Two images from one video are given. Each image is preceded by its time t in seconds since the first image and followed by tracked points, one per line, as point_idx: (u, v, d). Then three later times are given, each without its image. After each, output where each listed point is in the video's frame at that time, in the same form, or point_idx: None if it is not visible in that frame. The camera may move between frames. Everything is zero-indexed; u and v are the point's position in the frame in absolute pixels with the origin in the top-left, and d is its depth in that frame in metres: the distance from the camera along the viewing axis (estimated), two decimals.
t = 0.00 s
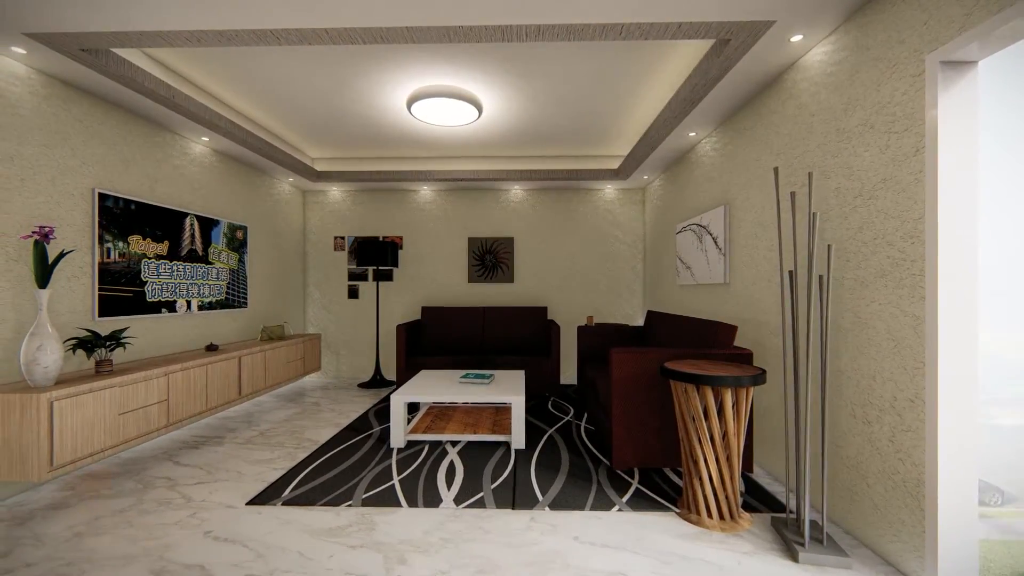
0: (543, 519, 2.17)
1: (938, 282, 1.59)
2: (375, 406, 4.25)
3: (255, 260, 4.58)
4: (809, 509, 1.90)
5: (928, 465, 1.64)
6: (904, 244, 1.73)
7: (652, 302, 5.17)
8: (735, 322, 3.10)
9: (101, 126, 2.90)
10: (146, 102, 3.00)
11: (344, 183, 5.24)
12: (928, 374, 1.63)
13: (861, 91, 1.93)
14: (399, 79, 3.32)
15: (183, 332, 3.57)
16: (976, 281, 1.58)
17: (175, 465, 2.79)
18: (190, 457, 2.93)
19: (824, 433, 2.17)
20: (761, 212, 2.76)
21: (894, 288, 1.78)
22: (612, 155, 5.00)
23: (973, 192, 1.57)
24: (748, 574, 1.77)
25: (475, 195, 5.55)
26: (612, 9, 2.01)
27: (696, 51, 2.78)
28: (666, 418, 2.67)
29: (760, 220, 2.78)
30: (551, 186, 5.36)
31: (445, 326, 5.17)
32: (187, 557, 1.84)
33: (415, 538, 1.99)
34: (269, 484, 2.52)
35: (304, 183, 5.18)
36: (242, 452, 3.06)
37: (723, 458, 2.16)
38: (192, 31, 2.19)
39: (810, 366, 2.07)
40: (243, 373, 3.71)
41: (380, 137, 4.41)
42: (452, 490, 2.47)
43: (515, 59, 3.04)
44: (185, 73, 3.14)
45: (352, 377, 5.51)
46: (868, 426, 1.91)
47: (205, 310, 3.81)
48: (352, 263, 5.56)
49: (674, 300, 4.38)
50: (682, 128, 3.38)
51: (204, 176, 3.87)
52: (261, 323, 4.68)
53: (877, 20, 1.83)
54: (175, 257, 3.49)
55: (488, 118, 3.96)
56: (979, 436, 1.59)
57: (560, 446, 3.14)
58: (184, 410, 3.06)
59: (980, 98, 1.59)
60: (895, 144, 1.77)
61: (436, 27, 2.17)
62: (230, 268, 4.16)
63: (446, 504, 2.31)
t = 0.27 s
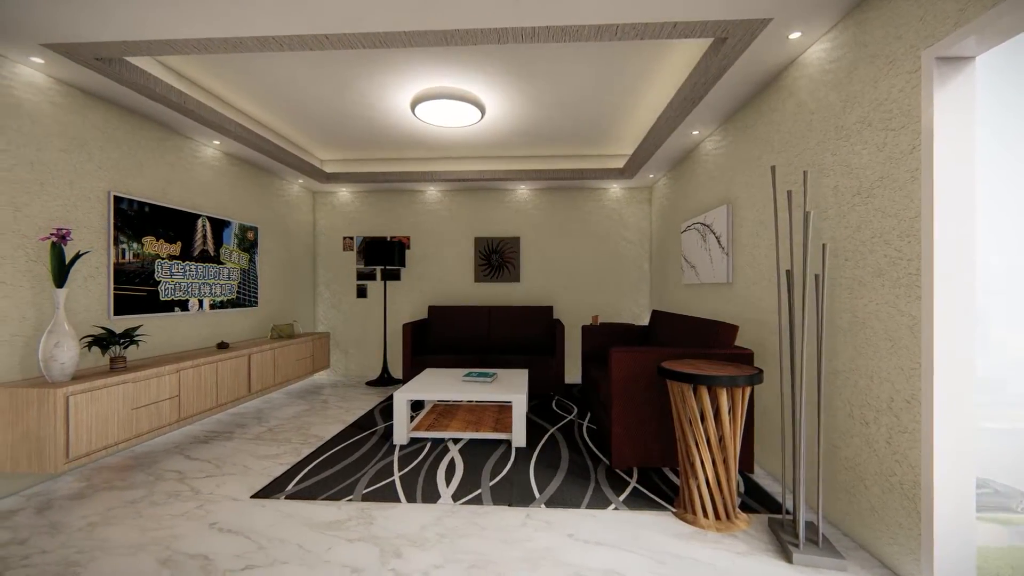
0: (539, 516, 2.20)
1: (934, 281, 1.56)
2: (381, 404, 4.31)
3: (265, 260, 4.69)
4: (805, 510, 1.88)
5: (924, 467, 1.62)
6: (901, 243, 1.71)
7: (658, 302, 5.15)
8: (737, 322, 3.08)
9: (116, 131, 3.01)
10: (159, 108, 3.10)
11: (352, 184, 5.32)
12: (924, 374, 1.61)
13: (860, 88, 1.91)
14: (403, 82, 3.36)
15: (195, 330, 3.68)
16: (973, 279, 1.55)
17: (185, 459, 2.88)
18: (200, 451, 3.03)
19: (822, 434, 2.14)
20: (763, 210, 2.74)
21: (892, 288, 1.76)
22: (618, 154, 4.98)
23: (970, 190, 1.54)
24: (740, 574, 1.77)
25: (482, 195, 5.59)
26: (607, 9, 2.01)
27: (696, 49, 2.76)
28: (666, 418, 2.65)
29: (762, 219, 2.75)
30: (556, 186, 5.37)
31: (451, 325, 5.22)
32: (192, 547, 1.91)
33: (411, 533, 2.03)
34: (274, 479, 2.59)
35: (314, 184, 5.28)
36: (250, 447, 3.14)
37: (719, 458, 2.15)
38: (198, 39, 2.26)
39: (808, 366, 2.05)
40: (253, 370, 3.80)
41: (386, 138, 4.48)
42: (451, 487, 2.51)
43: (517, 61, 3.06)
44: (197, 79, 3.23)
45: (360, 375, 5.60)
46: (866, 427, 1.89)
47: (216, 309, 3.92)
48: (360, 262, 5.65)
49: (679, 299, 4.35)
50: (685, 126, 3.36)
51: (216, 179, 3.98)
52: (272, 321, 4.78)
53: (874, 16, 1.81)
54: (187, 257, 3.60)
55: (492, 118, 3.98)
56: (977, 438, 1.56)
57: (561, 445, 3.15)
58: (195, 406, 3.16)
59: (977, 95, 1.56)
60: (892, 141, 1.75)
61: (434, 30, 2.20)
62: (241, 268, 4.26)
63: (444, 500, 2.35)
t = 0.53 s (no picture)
0: (536, 514, 2.21)
1: (932, 280, 1.54)
2: (387, 402, 4.37)
3: (276, 260, 4.78)
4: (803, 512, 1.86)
5: (922, 469, 1.59)
6: (900, 241, 1.68)
7: (665, 302, 5.12)
8: (741, 322, 3.05)
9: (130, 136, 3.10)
10: (171, 113, 3.19)
11: (360, 185, 5.40)
12: (922, 375, 1.59)
13: (860, 85, 1.89)
14: (407, 84, 3.41)
15: (207, 328, 3.78)
16: (973, 279, 1.53)
17: (196, 454, 2.97)
18: (210, 446, 3.11)
19: (823, 435, 2.12)
20: (766, 209, 2.71)
21: (890, 287, 1.73)
22: (623, 153, 4.97)
23: (970, 187, 1.52)
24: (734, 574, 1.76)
25: (488, 195, 5.62)
26: (603, 9, 2.02)
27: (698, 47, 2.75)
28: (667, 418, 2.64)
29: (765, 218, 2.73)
30: (563, 186, 5.37)
31: (458, 324, 5.27)
32: (198, 538, 1.98)
33: (409, 528, 2.06)
34: (280, 474, 2.66)
35: (323, 185, 5.37)
36: (259, 443, 3.22)
37: (718, 458, 2.14)
38: (205, 46, 2.32)
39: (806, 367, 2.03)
40: (262, 368, 3.89)
41: (392, 140, 4.53)
42: (451, 484, 2.54)
43: (519, 62, 3.07)
44: (208, 85, 3.31)
45: (368, 373, 5.68)
46: (865, 428, 1.86)
47: (227, 308, 4.01)
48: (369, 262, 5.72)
49: (684, 299, 4.33)
50: (689, 125, 3.34)
51: (227, 181, 4.08)
52: (282, 320, 4.88)
53: (874, 13, 1.79)
54: (199, 257, 3.69)
55: (496, 118, 4.01)
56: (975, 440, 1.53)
57: (563, 444, 3.16)
58: (206, 403, 3.24)
59: (976, 91, 1.54)
60: (891, 138, 1.72)
61: (433, 33, 2.23)
62: (252, 267, 4.36)
63: (443, 497, 2.38)
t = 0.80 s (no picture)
0: (534, 512, 2.23)
1: (931, 280, 1.52)
2: (394, 400, 4.42)
3: (285, 260, 4.87)
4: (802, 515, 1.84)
5: (922, 471, 1.57)
6: (900, 241, 1.66)
7: (672, 302, 5.08)
8: (746, 322, 3.02)
9: (144, 141, 3.19)
10: (183, 118, 3.28)
11: (368, 186, 5.47)
12: (922, 377, 1.56)
13: (861, 82, 1.86)
14: (411, 87, 3.45)
15: (218, 327, 3.87)
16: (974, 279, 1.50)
17: (206, 449, 3.04)
18: (220, 442, 3.19)
19: (824, 436, 2.10)
20: (770, 208, 2.68)
21: (891, 287, 1.71)
22: (630, 152, 4.95)
23: (970, 185, 1.49)
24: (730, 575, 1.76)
25: (495, 195, 5.64)
26: (600, 9, 2.02)
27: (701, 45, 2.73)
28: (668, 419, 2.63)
29: (769, 217, 2.70)
30: (569, 185, 5.37)
31: (465, 324, 5.33)
32: (204, 531, 2.04)
33: (409, 524, 2.09)
34: (286, 470, 2.71)
35: (332, 186, 5.44)
36: (267, 439, 3.29)
37: (717, 459, 2.13)
38: (212, 52, 2.38)
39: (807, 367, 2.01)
40: (271, 366, 3.97)
41: (399, 141, 4.58)
42: (452, 482, 2.57)
43: (522, 63, 3.08)
44: (218, 89, 3.39)
45: (376, 371, 5.75)
46: (866, 430, 1.84)
47: (238, 307, 4.10)
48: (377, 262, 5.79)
49: (691, 299, 4.29)
50: (693, 123, 3.32)
51: (239, 182, 4.16)
52: (291, 319, 4.97)
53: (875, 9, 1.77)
54: (210, 258, 3.78)
55: (500, 118, 4.03)
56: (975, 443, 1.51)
57: (566, 444, 3.17)
58: (216, 400, 3.32)
59: (977, 88, 1.51)
60: (891, 136, 1.70)
61: (432, 37, 2.26)
62: (262, 267, 4.45)
63: (443, 494, 2.41)
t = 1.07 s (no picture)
0: (534, 511, 2.24)
1: (933, 280, 1.49)
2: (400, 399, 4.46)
3: (294, 260, 4.95)
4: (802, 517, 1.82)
5: (924, 474, 1.54)
6: (901, 240, 1.63)
7: (679, 302, 5.05)
8: (751, 322, 3.00)
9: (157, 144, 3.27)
10: (194, 122, 3.36)
11: (376, 187, 5.52)
12: (924, 378, 1.54)
13: (863, 79, 1.84)
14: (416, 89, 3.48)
15: (228, 326, 3.95)
16: (977, 279, 1.48)
17: (215, 446, 3.11)
18: (229, 439, 3.26)
19: (827, 438, 2.07)
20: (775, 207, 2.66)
21: (893, 286, 1.68)
22: (635, 151, 4.93)
23: (972, 183, 1.47)
24: None
25: (501, 195, 5.66)
26: (599, 10, 2.03)
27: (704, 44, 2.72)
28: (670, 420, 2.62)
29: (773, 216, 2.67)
30: (575, 185, 5.36)
31: (471, 324, 5.36)
32: (210, 525, 2.09)
33: (409, 522, 2.12)
34: (291, 466, 2.76)
35: (341, 188, 5.51)
36: (274, 436, 3.35)
37: (717, 460, 2.11)
38: (219, 57, 2.44)
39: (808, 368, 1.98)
40: (280, 365, 4.04)
41: (406, 143, 4.63)
42: (454, 480, 2.59)
43: (526, 63, 3.09)
44: (228, 94, 3.46)
45: (384, 370, 5.81)
46: (868, 432, 1.82)
47: (248, 306, 4.18)
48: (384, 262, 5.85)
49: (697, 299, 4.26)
50: (698, 122, 3.30)
51: (249, 184, 4.24)
52: (300, 318, 5.04)
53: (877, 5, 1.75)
54: (221, 258, 3.86)
55: (505, 119, 4.04)
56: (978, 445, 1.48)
57: (569, 443, 3.17)
58: (225, 397, 3.39)
59: (981, 84, 1.48)
60: (893, 134, 1.68)
61: (432, 39, 2.28)
62: (272, 268, 4.52)
63: (445, 492, 2.43)
